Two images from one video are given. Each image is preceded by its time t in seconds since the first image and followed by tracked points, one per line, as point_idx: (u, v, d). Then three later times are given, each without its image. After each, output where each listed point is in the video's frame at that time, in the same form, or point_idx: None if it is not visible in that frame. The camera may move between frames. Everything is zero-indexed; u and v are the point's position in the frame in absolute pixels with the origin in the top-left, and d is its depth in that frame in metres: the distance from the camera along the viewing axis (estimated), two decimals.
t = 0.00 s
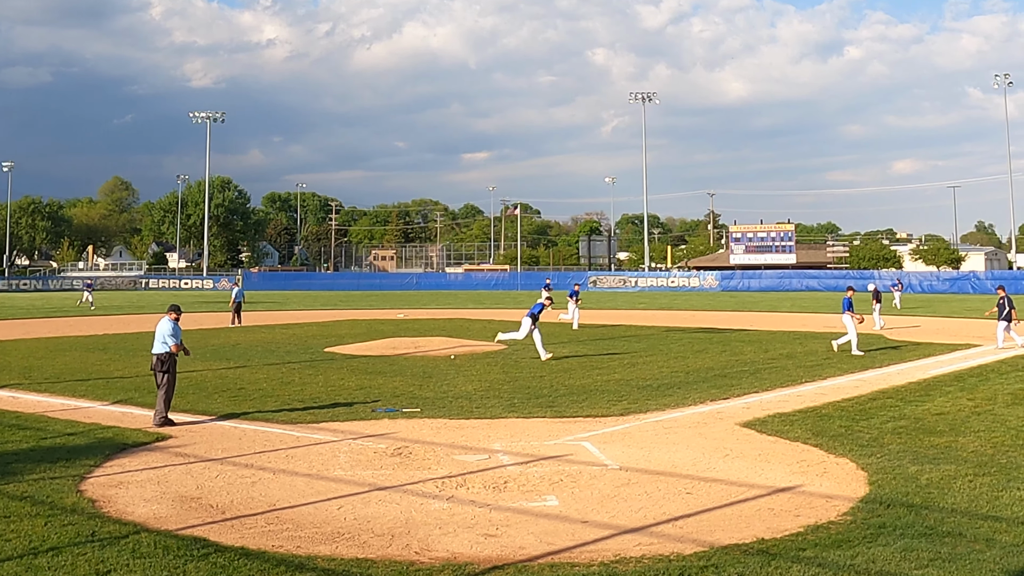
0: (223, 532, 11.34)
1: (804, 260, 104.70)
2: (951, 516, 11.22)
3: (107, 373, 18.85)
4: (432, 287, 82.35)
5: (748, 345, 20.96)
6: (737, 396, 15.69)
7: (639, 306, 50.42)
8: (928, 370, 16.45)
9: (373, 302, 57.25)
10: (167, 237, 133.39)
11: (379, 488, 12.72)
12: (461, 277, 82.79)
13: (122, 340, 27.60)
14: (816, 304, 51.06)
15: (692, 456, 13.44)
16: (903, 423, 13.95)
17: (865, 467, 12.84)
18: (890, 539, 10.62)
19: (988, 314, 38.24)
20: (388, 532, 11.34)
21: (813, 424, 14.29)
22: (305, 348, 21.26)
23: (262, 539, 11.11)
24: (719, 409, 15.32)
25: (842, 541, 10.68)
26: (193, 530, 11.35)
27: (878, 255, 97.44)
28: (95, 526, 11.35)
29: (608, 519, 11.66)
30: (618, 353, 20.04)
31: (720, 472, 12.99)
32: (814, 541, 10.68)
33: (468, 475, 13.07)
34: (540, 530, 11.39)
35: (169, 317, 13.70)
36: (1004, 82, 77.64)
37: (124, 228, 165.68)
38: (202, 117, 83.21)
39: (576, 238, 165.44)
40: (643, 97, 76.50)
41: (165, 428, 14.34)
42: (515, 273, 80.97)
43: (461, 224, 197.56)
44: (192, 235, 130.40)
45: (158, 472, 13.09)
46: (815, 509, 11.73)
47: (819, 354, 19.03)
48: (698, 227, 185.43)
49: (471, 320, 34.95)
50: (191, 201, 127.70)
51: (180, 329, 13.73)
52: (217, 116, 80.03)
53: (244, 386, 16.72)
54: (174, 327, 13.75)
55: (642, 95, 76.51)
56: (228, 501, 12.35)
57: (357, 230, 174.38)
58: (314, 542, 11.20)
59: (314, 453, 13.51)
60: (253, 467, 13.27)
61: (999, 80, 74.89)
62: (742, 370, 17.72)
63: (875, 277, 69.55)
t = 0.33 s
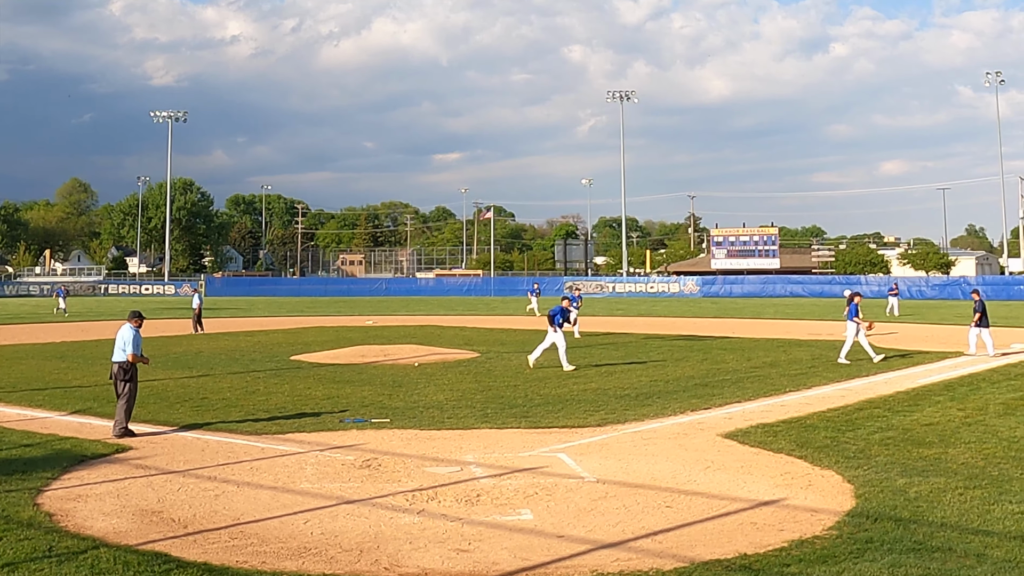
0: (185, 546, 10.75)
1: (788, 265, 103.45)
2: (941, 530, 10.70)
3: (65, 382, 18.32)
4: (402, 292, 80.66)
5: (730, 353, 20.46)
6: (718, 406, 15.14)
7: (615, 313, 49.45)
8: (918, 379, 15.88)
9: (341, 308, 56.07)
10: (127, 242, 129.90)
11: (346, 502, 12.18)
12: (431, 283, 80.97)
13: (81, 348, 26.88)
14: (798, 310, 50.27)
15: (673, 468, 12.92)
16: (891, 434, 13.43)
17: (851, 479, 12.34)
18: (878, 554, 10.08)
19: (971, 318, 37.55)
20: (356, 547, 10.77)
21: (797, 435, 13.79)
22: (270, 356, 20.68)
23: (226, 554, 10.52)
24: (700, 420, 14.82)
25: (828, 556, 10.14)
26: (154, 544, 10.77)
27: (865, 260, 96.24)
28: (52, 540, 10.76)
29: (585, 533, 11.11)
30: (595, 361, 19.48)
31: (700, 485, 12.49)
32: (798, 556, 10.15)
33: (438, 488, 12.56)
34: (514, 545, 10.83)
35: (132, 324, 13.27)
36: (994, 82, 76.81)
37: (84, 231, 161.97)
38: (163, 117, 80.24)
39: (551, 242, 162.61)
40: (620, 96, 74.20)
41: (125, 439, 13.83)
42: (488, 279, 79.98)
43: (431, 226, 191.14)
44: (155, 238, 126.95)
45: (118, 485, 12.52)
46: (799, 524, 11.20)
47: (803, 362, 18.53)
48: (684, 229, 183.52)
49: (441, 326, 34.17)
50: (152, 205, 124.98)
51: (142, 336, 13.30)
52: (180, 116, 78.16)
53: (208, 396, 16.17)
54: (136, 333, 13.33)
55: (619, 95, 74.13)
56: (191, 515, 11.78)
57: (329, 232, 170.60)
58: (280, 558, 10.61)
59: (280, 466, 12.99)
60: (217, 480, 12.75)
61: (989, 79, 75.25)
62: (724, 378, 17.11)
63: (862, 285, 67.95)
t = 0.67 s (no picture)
0: (144, 562, 10.03)
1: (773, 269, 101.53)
2: (932, 546, 10.08)
3: (19, 393, 17.69)
4: (370, 298, 75.74)
5: (711, 362, 19.83)
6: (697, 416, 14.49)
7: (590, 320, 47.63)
8: (905, 389, 15.25)
9: (308, 314, 54.46)
10: (83, 246, 125.13)
11: (312, 516, 11.51)
12: (400, 289, 75.64)
13: (37, 357, 26.01)
14: (780, 317, 49.27)
15: (651, 482, 12.33)
16: (878, 445, 12.87)
17: (836, 493, 11.76)
18: (865, 571, 9.44)
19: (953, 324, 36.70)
20: (322, 563, 10.05)
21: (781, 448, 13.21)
22: (233, 365, 20.01)
23: (186, 571, 9.80)
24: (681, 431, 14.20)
25: (813, 573, 9.49)
26: (111, 560, 10.05)
27: (851, 265, 94.61)
28: (4, 557, 10.04)
29: (559, 549, 10.45)
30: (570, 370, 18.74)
31: (677, 500, 11.88)
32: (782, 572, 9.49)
33: (407, 502, 11.93)
34: (487, 561, 10.13)
35: (90, 331, 12.80)
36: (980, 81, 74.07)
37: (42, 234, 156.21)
38: (118, 116, 77.20)
39: (525, 245, 156.57)
40: (597, 92, 72.51)
41: (82, 451, 13.22)
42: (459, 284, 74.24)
43: (401, 229, 183.45)
44: (113, 241, 121.36)
45: (75, 499, 11.84)
46: (783, 539, 10.60)
47: (786, 371, 17.93)
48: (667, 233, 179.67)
49: (409, 333, 33.10)
50: (109, 208, 119.28)
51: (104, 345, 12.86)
52: (140, 115, 75.20)
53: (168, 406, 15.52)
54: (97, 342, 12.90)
55: (595, 91, 72.43)
56: (151, 529, 11.09)
57: (295, 237, 166.30)
58: (242, 575, 9.89)
59: (244, 478, 12.35)
60: (178, 494, 12.10)
61: (979, 77, 70.53)
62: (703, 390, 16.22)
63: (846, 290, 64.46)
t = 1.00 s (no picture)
0: None
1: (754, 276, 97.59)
2: (919, 563, 9.40)
3: None
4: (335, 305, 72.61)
5: (689, 371, 19.12)
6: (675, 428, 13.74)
7: (563, 326, 45.22)
8: (892, 400, 14.56)
9: (273, 320, 52.51)
10: (37, 249, 120.18)
11: (274, 531, 10.73)
12: (366, 296, 73.62)
13: None
14: (761, 325, 48.00)
15: (628, 496, 11.66)
16: (864, 458, 12.26)
17: (820, 508, 11.11)
18: None
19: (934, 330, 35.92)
20: None
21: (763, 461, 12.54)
22: (193, 375, 19.27)
23: None
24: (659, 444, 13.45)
25: None
26: None
27: (836, 270, 89.50)
28: None
29: (530, 566, 9.69)
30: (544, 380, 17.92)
31: (655, 514, 11.22)
32: None
33: (374, 517, 11.19)
34: None
35: (46, 339, 12.40)
36: (972, 80, 67.97)
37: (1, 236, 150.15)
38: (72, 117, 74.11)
39: (495, 250, 150.37)
40: (572, 91, 69.60)
41: (36, 464, 12.46)
42: (427, 290, 72.30)
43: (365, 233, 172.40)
44: (68, 246, 115.88)
45: (27, 514, 11.01)
46: (764, 555, 9.90)
47: (769, 381, 17.23)
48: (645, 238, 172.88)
49: (374, 341, 31.94)
50: (64, 210, 113.88)
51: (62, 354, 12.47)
52: (96, 116, 72.41)
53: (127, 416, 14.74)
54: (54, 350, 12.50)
55: (570, 89, 69.61)
56: (107, 545, 10.27)
57: (257, 241, 159.15)
58: None
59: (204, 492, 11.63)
60: (135, 509, 11.33)
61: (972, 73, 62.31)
62: (684, 401, 15.22)
63: (834, 295, 61.74)
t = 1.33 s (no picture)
0: None
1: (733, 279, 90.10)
2: None
3: None
4: (297, 313, 69.40)
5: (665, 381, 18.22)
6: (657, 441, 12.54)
7: (532, 332, 42.74)
8: (877, 411, 13.88)
9: (231, 327, 50.19)
10: None
11: (234, 548, 9.85)
12: (330, 302, 69.28)
13: None
14: (741, 331, 46.63)
15: (603, 512, 10.86)
16: (849, 472, 11.55)
17: (803, 524, 10.38)
18: None
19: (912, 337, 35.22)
20: None
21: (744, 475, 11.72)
22: (149, 386, 18.40)
23: None
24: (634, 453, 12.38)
25: None
26: None
27: (818, 276, 86.30)
28: None
29: None
30: (513, 389, 16.85)
31: (631, 530, 10.41)
32: None
33: (337, 533, 10.34)
34: None
35: None
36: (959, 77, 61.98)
37: None
38: (26, 113, 70.54)
39: (464, 255, 140.74)
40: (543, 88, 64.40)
41: None
42: (394, 296, 68.51)
43: (329, 237, 165.01)
44: (19, 251, 109.42)
45: None
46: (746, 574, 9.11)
47: (751, 392, 16.38)
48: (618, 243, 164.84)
49: (336, 349, 30.74)
50: (15, 214, 107.29)
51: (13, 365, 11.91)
52: (48, 114, 68.77)
53: (79, 428, 13.80)
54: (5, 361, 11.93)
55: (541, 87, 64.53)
56: (60, 563, 9.37)
57: (215, 245, 147.79)
58: None
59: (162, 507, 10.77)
60: (89, 524, 10.46)
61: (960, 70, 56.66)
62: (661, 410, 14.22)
63: (817, 303, 59.19)
